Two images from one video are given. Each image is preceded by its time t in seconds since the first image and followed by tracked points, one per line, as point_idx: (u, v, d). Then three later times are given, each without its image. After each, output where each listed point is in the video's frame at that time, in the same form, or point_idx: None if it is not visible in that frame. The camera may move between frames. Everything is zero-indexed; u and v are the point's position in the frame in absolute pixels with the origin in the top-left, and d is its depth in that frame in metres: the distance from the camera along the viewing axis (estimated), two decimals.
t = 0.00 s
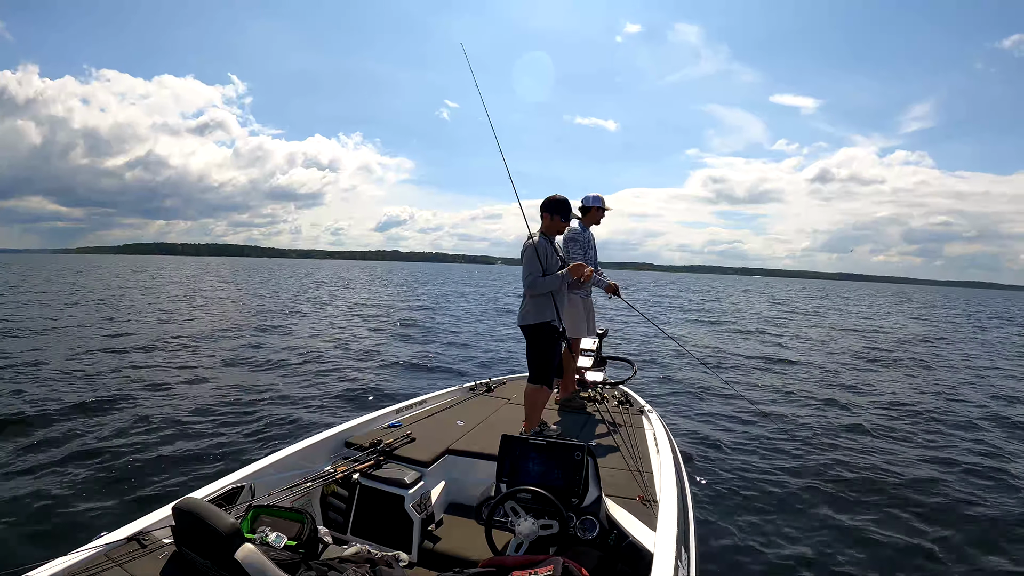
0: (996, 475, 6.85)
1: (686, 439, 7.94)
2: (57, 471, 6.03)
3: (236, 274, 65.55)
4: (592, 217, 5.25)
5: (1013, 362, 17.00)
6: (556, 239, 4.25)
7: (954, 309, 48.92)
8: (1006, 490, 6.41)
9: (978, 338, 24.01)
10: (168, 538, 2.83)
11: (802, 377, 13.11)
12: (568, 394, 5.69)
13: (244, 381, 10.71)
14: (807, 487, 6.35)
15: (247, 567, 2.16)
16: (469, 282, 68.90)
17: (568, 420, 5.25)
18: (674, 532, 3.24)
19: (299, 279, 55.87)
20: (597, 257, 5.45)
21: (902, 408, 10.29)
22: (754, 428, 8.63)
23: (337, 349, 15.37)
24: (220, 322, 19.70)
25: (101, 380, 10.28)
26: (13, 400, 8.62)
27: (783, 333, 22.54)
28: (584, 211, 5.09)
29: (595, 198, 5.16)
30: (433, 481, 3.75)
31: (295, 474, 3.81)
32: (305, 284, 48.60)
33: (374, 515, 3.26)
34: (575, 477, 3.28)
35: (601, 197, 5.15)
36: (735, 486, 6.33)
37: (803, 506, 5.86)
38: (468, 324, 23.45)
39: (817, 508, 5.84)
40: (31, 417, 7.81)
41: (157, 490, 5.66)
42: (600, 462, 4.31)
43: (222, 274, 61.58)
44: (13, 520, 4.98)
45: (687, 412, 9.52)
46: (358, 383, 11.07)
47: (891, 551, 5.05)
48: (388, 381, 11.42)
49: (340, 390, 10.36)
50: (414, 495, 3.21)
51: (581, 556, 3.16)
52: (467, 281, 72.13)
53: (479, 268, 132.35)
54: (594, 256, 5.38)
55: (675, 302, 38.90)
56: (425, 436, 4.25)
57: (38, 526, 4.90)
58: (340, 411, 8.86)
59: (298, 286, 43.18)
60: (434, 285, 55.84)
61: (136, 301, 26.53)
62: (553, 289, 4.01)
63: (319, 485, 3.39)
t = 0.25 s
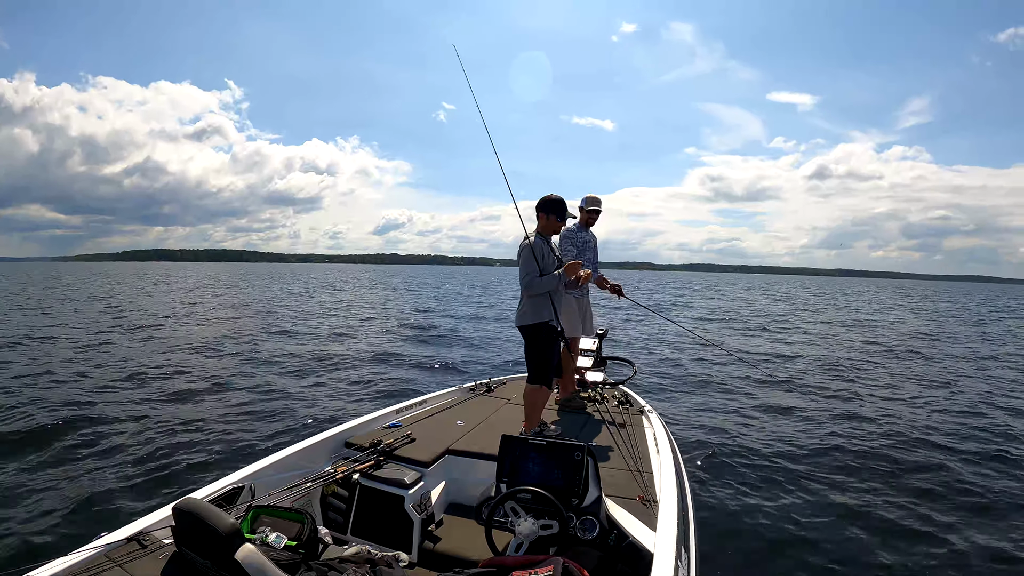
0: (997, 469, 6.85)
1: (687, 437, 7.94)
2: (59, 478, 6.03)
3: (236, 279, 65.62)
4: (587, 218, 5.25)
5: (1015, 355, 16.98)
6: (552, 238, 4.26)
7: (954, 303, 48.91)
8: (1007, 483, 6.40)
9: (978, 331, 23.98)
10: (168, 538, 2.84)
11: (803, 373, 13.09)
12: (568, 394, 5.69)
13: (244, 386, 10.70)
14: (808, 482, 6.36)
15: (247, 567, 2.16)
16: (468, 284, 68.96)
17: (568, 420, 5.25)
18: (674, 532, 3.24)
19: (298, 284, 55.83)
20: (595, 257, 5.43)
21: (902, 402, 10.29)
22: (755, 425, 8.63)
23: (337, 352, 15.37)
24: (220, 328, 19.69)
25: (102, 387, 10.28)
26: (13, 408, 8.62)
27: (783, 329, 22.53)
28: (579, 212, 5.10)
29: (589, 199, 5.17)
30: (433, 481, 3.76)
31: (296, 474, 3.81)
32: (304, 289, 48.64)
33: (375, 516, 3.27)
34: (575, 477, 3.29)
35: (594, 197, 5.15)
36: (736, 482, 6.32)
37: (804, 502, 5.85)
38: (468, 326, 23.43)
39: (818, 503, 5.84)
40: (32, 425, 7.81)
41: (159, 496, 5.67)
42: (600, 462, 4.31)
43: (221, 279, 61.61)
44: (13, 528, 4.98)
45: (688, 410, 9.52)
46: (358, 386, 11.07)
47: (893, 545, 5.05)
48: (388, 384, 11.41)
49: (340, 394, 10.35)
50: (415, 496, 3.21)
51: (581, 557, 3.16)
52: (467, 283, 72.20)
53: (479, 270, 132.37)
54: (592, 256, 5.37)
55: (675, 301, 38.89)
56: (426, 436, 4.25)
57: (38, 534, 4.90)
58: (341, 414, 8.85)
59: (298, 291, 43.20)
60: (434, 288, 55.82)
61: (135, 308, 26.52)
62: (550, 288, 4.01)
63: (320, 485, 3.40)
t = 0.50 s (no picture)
0: (997, 467, 6.85)
1: (687, 436, 7.95)
2: (59, 481, 6.04)
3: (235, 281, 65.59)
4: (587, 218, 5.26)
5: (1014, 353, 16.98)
6: (550, 238, 4.26)
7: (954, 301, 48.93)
8: (1007, 482, 6.41)
9: (978, 330, 23.99)
10: (168, 538, 2.84)
11: (803, 372, 13.09)
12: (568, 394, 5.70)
13: (244, 388, 10.69)
14: (808, 481, 6.36)
15: (247, 566, 2.17)
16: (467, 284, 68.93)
17: (568, 420, 5.26)
18: (674, 532, 3.25)
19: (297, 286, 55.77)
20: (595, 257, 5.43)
21: (903, 400, 10.29)
22: (755, 424, 8.63)
23: (337, 354, 15.35)
24: (219, 331, 19.66)
25: (102, 390, 10.28)
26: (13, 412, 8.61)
27: (783, 328, 22.53)
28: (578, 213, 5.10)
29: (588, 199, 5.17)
30: (433, 482, 3.77)
31: (295, 475, 3.82)
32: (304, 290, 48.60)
33: (375, 516, 3.27)
34: (575, 477, 3.29)
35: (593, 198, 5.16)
36: (736, 481, 6.33)
37: (804, 501, 5.86)
38: (468, 327, 23.41)
39: (818, 502, 5.85)
40: (32, 429, 7.80)
41: (159, 498, 5.67)
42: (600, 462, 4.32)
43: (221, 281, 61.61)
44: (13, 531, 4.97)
45: (688, 409, 9.52)
46: (358, 388, 11.08)
47: (893, 544, 5.05)
48: (389, 386, 11.41)
49: (340, 395, 10.34)
50: (415, 496, 3.22)
51: (581, 557, 3.17)
52: (467, 284, 72.21)
53: (478, 271, 132.35)
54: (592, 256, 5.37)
55: (675, 300, 38.88)
56: (426, 436, 4.26)
57: (38, 537, 4.90)
58: (341, 416, 8.84)
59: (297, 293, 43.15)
60: (433, 289, 55.77)
61: (135, 311, 26.49)
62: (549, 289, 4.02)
63: (320, 485, 3.40)
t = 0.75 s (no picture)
0: (997, 466, 6.85)
1: (687, 436, 7.93)
2: (59, 482, 6.04)
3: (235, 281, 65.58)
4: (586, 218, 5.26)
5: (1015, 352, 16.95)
6: (549, 238, 4.25)
7: (954, 301, 48.92)
8: (1008, 481, 6.40)
9: (978, 329, 23.96)
10: (168, 538, 2.84)
11: (803, 372, 13.08)
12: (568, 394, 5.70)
13: (243, 389, 10.69)
14: (808, 480, 6.36)
15: (247, 566, 2.17)
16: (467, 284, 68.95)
17: (568, 420, 5.26)
18: (674, 532, 3.25)
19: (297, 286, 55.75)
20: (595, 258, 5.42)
21: (903, 400, 10.29)
22: (755, 423, 8.63)
23: (337, 355, 15.35)
24: (219, 331, 19.65)
25: (102, 391, 10.27)
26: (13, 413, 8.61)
27: (784, 328, 22.51)
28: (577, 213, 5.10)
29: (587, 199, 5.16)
30: (433, 482, 3.77)
31: (295, 474, 3.82)
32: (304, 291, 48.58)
33: (375, 516, 3.27)
34: (575, 477, 3.29)
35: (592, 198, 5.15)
36: (736, 480, 6.33)
37: (804, 500, 5.86)
38: (468, 327, 23.39)
39: (818, 501, 5.84)
40: (32, 429, 7.80)
41: (159, 499, 5.66)
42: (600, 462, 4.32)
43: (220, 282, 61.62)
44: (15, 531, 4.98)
45: (688, 409, 9.52)
46: (358, 388, 11.07)
47: (893, 543, 5.05)
48: (389, 386, 11.40)
49: (340, 396, 10.33)
50: (415, 496, 3.22)
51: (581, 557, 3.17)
52: (467, 283, 72.19)
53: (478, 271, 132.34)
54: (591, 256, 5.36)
55: (675, 300, 38.86)
56: (426, 436, 4.26)
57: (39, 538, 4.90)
58: (340, 417, 8.84)
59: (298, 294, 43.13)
60: (433, 289, 55.71)
61: (135, 312, 26.47)
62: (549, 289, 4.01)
63: (320, 485, 3.41)
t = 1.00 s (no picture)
0: (997, 467, 6.84)
1: (687, 436, 7.93)
2: (59, 479, 6.04)
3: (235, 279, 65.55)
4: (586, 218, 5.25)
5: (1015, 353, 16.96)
6: (550, 238, 4.25)
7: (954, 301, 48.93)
8: (1007, 482, 6.40)
9: (978, 330, 23.96)
10: (168, 538, 2.84)
11: (803, 372, 13.08)
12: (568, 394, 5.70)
13: (243, 387, 10.68)
14: (808, 481, 6.36)
15: (247, 566, 2.17)
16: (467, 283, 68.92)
17: (569, 420, 5.26)
18: (674, 532, 3.24)
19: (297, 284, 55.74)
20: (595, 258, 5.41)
21: (903, 400, 10.29)
22: (755, 423, 8.63)
23: (337, 353, 15.34)
24: (219, 329, 19.65)
25: (102, 388, 10.27)
26: (13, 410, 8.61)
27: (784, 328, 22.51)
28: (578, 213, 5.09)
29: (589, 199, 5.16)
30: (433, 482, 3.77)
31: (295, 474, 3.82)
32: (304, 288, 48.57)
33: (375, 516, 3.27)
34: (575, 477, 3.29)
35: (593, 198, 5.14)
36: (736, 480, 6.33)
37: (804, 500, 5.86)
38: (468, 326, 23.39)
39: (817, 501, 5.85)
40: (32, 426, 7.80)
41: (159, 497, 5.67)
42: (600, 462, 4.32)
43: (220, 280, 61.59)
44: (13, 529, 4.97)
45: (688, 408, 9.52)
46: (358, 386, 11.07)
47: (891, 544, 5.05)
48: (389, 385, 11.40)
49: (340, 394, 10.34)
50: (415, 496, 3.22)
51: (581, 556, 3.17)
52: (467, 281, 72.10)
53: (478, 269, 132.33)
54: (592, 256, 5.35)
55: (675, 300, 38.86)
56: (426, 436, 4.26)
57: (38, 536, 4.90)
58: (340, 416, 8.84)
59: (298, 291, 43.12)
60: (433, 287, 55.70)
61: (135, 309, 26.46)
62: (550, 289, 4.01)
63: (320, 485, 3.41)
